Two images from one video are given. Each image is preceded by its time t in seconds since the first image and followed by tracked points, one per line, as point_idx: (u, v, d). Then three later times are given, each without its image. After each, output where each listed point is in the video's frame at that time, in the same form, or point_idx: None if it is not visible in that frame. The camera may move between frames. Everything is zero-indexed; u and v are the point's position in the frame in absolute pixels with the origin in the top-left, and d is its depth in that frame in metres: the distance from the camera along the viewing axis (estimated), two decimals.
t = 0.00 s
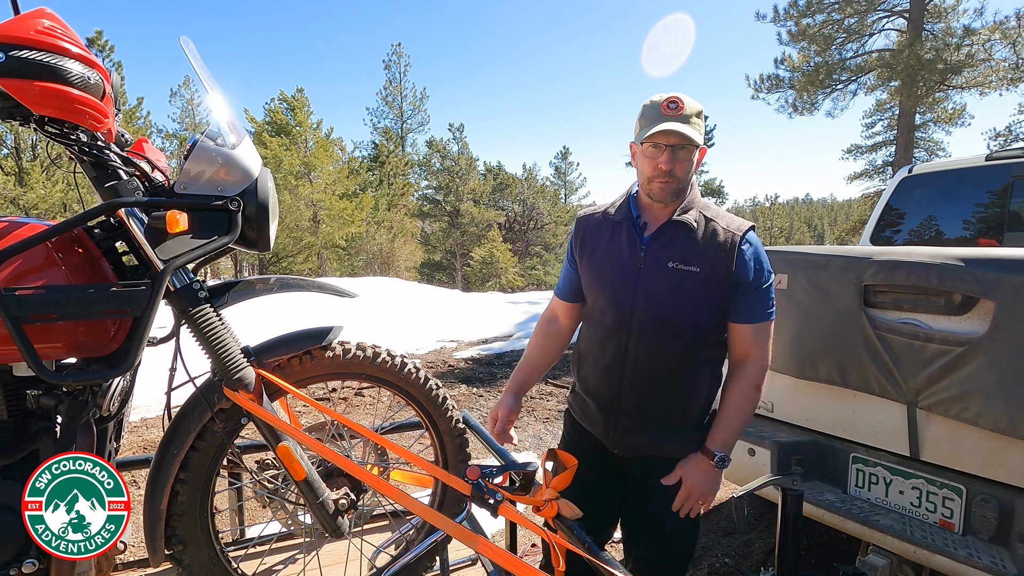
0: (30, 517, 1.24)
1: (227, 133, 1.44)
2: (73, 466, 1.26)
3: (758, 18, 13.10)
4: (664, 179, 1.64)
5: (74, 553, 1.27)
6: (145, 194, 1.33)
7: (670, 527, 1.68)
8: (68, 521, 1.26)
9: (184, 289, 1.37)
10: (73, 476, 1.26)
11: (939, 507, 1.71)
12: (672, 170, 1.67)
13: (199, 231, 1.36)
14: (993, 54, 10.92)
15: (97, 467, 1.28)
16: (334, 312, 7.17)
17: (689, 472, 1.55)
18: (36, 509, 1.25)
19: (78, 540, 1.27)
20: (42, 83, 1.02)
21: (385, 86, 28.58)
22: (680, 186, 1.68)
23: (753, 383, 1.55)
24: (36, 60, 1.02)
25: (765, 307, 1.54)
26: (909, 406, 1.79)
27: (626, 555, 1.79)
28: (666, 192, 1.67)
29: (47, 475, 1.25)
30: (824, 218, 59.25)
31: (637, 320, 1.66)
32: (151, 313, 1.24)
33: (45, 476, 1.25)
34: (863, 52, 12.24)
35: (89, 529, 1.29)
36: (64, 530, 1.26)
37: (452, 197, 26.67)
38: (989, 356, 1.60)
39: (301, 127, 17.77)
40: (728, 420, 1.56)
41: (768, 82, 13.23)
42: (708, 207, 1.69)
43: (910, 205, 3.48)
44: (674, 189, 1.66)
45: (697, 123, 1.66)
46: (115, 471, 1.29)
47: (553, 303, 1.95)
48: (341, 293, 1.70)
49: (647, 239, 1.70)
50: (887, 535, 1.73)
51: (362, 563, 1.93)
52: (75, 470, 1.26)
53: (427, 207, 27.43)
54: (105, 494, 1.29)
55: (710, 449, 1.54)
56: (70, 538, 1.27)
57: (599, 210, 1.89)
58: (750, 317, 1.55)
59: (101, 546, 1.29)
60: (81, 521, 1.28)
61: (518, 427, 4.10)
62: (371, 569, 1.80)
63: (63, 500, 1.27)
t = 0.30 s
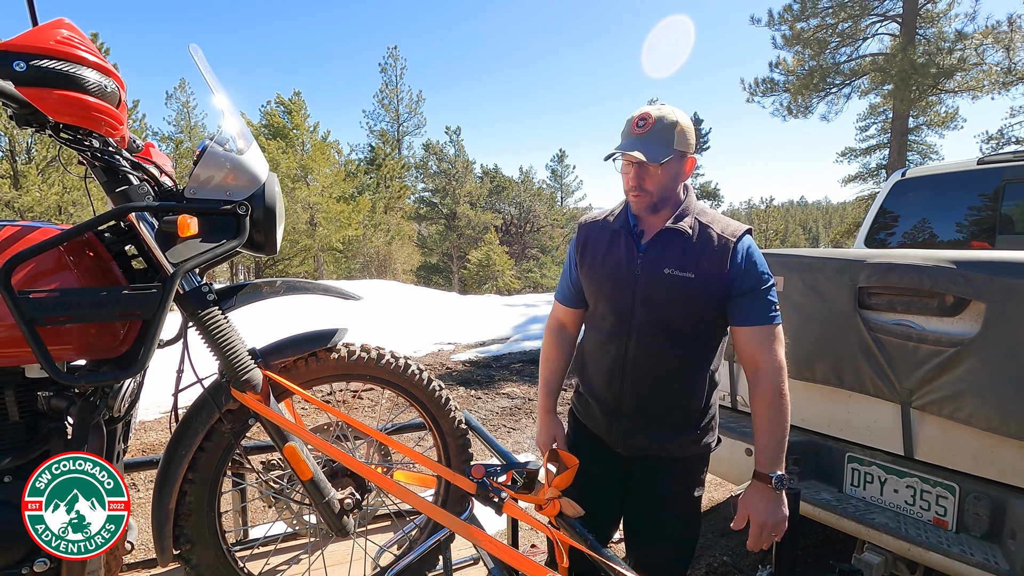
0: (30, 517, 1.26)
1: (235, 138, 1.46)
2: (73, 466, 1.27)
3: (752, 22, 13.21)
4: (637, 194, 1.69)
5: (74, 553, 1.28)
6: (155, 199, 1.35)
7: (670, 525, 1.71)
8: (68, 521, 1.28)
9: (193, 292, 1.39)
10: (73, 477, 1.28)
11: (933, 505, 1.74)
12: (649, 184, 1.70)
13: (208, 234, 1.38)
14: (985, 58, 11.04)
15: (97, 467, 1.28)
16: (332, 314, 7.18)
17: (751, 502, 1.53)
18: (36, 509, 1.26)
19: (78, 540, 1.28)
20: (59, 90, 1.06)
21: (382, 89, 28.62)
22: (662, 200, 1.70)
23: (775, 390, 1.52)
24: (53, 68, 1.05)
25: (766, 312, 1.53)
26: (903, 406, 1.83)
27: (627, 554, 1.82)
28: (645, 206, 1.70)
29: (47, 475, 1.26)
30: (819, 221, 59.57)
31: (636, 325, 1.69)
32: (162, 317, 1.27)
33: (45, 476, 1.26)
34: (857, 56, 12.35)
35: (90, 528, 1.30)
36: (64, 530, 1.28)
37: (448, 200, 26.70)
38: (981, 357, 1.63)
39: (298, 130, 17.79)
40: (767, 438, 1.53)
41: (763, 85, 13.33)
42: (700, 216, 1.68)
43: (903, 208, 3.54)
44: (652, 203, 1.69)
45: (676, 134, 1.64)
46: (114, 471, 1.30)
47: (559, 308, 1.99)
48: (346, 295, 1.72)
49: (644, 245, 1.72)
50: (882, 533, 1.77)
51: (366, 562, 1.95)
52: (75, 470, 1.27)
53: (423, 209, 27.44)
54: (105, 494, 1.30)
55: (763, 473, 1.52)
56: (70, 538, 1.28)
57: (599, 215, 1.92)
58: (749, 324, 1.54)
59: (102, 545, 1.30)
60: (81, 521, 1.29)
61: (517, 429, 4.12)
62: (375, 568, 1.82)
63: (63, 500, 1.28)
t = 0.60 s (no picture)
0: (30, 517, 1.27)
1: (241, 143, 1.48)
2: (73, 466, 1.29)
3: (747, 26, 13.32)
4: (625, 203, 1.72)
5: (75, 553, 1.30)
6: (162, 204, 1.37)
7: (669, 523, 1.73)
8: (67, 521, 1.29)
9: (199, 295, 1.41)
10: (73, 476, 1.29)
11: (927, 504, 1.77)
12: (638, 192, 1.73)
13: (215, 238, 1.40)
14: (977, 63, 11.16)
15: (97, 467, 1.31)
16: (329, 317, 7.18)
17: (729, 501, 1.53)
18: (36, 509, 1.28)
19: (78, 540, 1.30)
20: (74, 97, 1.08)
21: (378, 92, 28.63)
22: (653, 208, 1.71)
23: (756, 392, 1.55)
24: (67, 75, 1.07)
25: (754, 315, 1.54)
26: (898, 406, 1.86)
27: (627, 553, 1.84)
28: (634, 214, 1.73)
29: (47, 474, 1.28)
30: (813, 224, 59.91)
31: (625, 328, 1.75)
32: (169, 320, 1.29)
33: (45, 476, 1.28)
34: (851, 60, 12.46)
35: (89, 529, 1.32)
36: (64, 530, 1.29)
37: (445, 202, 26.74)
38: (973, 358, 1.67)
39: (294, 133, 17.75)
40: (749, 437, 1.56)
41: (758, 89, 13.42)
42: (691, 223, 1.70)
43: (897, 211, 3.58)
44: (642, 210, 1.71)
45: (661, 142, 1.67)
46: (114, 471, 1.32)
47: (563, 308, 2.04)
48: (349, 298, 1.74)
49: (633, 251, 1.77)
50: (878, 532, 1.80)
51: (369, 563, 1.97)
52: (75, 470, 1.30)
53: (420, 212, 27.44)
54: (105, 494, 1.32)
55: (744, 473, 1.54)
56: (70, 538, 1.30)
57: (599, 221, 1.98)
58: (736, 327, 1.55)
59: (101, 546, 1.33)
60: (81, 521, 1.31)
61: (515, 431, 4.14)
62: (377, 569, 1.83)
63: (63, 500, 1.30)
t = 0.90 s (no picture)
0: (30, 516, 1.28)
1: (246, 148, 1.50)
2: (72, 466, 1.30)
3: (743, 31, 13.41)
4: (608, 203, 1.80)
5: (75, 553, 1.31)
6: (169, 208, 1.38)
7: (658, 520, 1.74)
8: (68, 521, 1.30)
9: (206, 298, 1.42)
10: (73, 477, 1.30)
11: (924, 504, 1.79)
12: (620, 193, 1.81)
13: (221, 241, 1.42)
14: (970, 67, 11.28)
15: (96, 467, 1.31)
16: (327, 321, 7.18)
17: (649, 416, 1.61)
18: (36, 509, 1.29)
19: (78, 540, 1.31)
20: (85, 103, 1.10)
21: (375, 95, 28.65)
22: (635, 207, 1.79)
23: (733, 376, 1.62)
24: (80, 82, 1.09)
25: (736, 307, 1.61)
26: (894, 407, 1.89)
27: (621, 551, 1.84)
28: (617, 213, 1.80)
29: (47, 474, 1.29)
30: (809, 226, 60.22)
31: (610, 329, 1.78)
32: (176, 323, 1.30)
33: (45, 476, 1.29)
34: (845, 64, 12.55)
35: (89, 529, 1.33)
36: (64, 530, 1.30)
37: (442, 206, 26.76)
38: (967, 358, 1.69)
39: (292, 136, 17.67)
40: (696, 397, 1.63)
41: (753, 92, 13.50)
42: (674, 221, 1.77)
43: (892, 214, 3.62)
44: (625, 210, 1.79)
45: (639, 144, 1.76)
46: (114, 471, 1.33)
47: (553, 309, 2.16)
48: (352, 301, 1.75)
49: (620, 252, 1.83)
50: (875, 531, 1.83)
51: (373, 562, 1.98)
52: (75, 470, 1.30)
53: (417, 215, 27.45)
54: (105, 494, 1.33)
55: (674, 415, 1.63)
56: (70, 538, 1.31)
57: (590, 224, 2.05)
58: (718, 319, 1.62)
59: (101, 546, 1.34)
60: (81, 520, 1.32)
61: (514, 434, 4.15)
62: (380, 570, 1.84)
63: (63, 500, 1.31)
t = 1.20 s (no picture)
0: (30, 517, 1.29)
1: (252, 154, 1.52)
2: (73, 466, 1.31)
3: (740, 35, 13.51)
4: (579, 208, 1.93)
5: (75, 553, 1.33)
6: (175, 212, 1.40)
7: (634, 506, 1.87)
8: (68, 521, 1.31)
9: (211, 301, 1.44)
10: (73, 477, 1.31)
11: (920, 504, 1.82)
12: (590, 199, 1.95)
13: (227, 245, 1.44)
14: (965, 70, 11.38)
15: (97, 467, 1.33)
16: (326, 324, 7.19)
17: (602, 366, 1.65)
18: (36, 509, 1.30)
19: (78, 540, 1.33)
20: (97, 110, 1.12)
21: (373, 99, 28.71)
22: (603, 212, 1.93)
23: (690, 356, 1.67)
24: (91, 90, 1.12)
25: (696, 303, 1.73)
26: (890, 409, 1.91)
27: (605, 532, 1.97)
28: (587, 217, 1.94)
29: (47, 474, 1.29)
30: (806, 229, 60.40)
31: (581, 326, 1.94)
32: (182, 326, 1.32)
33: (45, 476, 1.29)
34: (841, 68, 12.64)
35: (89, 529, 1.35)
36: (64, 530, 1.32)
37: (441, 209, 26.82)
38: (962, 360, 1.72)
39: (291, 140, 17.65)
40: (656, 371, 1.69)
41: (750, 96, 13.57)
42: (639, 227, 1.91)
43: (889, 217, 3.65)
44: (594, 215, 1.93)
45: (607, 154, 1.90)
46: (114, 471, 1.34)
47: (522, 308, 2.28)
48: (355, 304, 1.77)
49: (590, 254, 1.98)
50: (872, 532, 1.84)
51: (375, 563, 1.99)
52: (75, 470, 1.31)
53: (416, 218, 27.49)
54: (105, 494, 1.34)
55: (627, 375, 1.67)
56: (70, 538, 1.32)
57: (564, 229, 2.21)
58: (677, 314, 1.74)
59: (101, 546, 1.35)
60: (81, 520, 1.33)
61: (512, 437, 4.17)
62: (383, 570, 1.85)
63: (63, 500, 1.32)
